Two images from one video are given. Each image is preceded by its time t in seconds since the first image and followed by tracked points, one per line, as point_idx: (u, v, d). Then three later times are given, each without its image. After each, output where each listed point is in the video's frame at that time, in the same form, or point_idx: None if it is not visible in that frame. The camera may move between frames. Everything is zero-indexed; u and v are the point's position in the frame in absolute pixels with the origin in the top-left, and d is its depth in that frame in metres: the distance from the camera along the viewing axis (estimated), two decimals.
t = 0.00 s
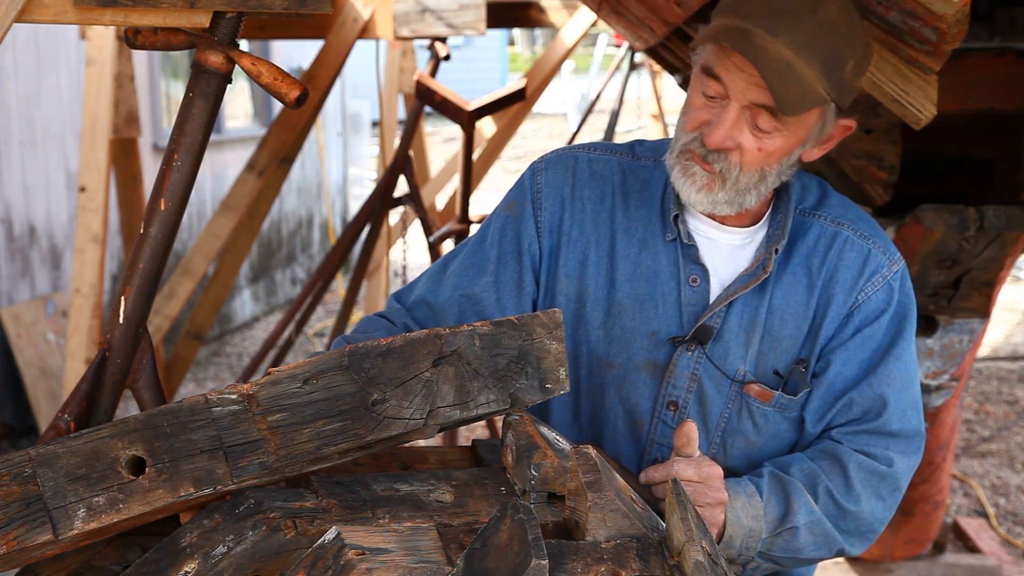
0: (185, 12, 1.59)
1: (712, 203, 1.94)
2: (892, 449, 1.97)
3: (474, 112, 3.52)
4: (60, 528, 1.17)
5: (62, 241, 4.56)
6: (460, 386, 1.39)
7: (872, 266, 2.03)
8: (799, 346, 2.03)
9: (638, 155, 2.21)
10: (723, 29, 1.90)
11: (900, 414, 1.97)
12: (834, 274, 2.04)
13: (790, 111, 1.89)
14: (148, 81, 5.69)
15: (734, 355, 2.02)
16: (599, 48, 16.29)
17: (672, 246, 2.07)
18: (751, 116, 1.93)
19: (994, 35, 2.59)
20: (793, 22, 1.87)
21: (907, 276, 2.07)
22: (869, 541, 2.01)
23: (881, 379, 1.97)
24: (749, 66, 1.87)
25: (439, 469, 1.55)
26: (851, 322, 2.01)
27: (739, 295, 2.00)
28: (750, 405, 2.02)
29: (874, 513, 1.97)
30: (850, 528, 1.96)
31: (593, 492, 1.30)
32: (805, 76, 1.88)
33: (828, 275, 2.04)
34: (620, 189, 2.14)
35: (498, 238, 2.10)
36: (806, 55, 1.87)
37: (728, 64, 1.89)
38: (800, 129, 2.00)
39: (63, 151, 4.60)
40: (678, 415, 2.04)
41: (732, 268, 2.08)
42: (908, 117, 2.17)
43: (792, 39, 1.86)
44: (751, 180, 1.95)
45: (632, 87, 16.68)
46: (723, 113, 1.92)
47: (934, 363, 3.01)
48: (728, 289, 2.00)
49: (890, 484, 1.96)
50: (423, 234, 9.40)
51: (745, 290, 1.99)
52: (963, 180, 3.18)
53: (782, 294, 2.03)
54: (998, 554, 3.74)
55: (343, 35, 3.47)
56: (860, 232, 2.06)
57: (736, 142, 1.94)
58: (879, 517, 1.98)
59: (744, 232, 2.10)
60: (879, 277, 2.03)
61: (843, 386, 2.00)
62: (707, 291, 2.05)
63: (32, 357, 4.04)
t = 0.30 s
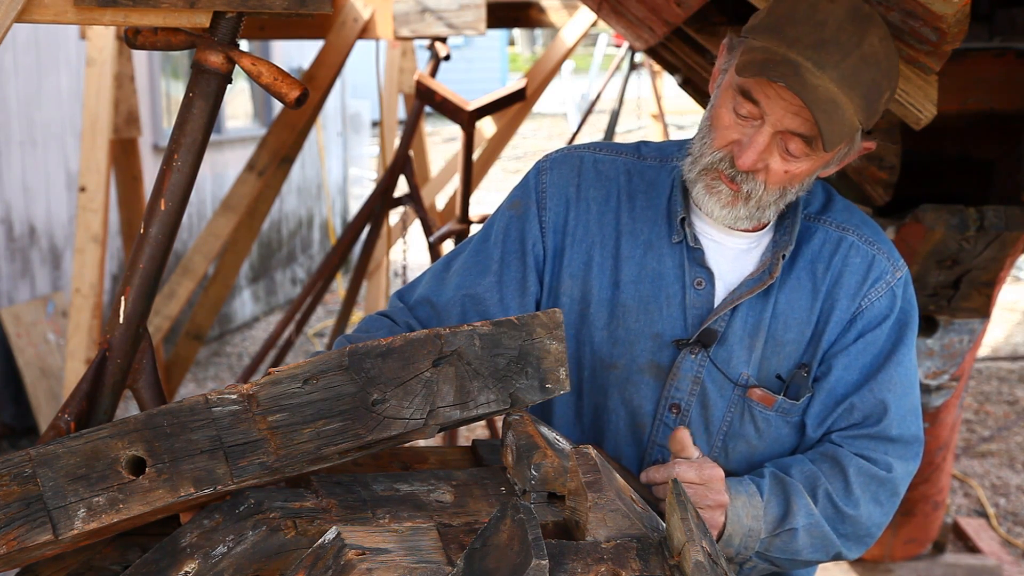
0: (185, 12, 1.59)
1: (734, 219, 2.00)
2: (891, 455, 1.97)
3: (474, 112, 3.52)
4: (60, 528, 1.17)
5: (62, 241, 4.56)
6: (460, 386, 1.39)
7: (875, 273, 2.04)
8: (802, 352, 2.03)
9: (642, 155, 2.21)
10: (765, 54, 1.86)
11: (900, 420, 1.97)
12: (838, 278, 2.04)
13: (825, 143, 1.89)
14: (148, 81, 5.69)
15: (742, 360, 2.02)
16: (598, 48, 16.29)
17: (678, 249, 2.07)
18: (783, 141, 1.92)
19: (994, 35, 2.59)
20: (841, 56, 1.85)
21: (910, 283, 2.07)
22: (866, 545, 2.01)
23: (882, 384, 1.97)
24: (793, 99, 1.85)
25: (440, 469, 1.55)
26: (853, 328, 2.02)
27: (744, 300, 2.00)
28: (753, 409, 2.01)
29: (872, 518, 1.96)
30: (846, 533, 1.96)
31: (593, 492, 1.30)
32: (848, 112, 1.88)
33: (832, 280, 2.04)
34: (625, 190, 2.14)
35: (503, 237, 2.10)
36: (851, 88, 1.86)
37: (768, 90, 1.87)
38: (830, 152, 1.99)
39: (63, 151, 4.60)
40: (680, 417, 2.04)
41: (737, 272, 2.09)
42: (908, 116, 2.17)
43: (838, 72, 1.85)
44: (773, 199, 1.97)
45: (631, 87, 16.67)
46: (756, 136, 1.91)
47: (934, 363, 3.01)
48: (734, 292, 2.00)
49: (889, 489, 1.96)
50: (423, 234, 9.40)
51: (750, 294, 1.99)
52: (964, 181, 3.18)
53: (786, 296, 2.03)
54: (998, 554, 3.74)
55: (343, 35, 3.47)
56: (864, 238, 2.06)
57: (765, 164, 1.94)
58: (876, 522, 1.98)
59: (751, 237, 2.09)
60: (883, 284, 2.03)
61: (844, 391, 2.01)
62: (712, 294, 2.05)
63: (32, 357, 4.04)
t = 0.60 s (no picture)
0: (185, 12, 1.59)
1: (728, 216, 1.97)
2: (893, 443, 1.94)
3: (474, 112, 3.52)
4: (60, 528, 1.17)
5: (62, 241, 4.56)
6: (460, 386, 1.39)
7: (872, 270, 2.03)
8: (797, 350, 2.02)
9: (642, 155, 2.21)
10: (759, 47, 1.87)
11: (898, 410, 1.94)
12: (835, 275, 2.03)
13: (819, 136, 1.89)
14: (148, 81, 5.69)
15: (736, 360, 2.03)
16: (598, 48, 16.29)
17: (674, 249, 2.07)
18: (776, 135, 1.91)
19: (994, 35, 2.59)
20: (834, 47, 1.85)
21: (907, 283, 2.06)
22: (870, 538, 1.96)
23: (878, 374, 1.94)
24: (785, 90, 1.85)
25: (439, 469, 1.55)
26: (848, 323, 2.00)
27: (739, 299, 2.01)
28: (741, 407, 2.02)
29: (876, 508, 1.91)
30: (851, 522, 1.91)
31: (593, 492, 1.30)
32: (840, 103, 1.87)
33: (829, 277, 2.03)
34: (623, 190, 2.14)
35: (502, 237, 2.10)
36: (845, 82, 1.86)
37: (762, 82, 1.87)
38: (823, 149, 2.00)
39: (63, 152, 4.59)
40: (676, 418, 2.05)
41: (733, 273, 2.08)
42: (908, 117, 2.18)
43: (832, 65, 1.85)
44: (767, 195, 1.96)
45: (631, 87, 16.68)
46: (749, 130, 1.91)
47: (934, 363, 3.01)
48: (729, 293, 2.01)
49: (891, 477, 1.92)
50: (423, 234, 9.39)
51: (745, 294, 2.00)
52: (964, 181, 3.18)
53: (782, 295, 2.03)
54: (998, 554, 3.74)
55: (343, 35, 3.47)
56: (861, 237, 2.06)
57: (759, 159, 1.94)
58: (881, 512, 1.92)
59: (749, 238, 2.08)
60: (879, 281, 2.02)
61: (840, 383, 1.98)
62: (708, 294, 2.05)
63: (33, 357, 4.04)
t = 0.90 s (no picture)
0: (185, 12, 1.59)
1: (707, 205, 1.95)
2: (889, 437, 1.93)
3: (473, 112, 3.52)
4: (60, 528, 1.17)
5: (62, 241, 4.56)
6: (461, 386, 1.39)
7: (868, 268, 2.02)
8: (792, 348, 2.02)
9: (638, 155, 2.20)
10: (732, 27, 1.89)
11: (894, 405, 1.93)
12: (830, 274, 2.03)
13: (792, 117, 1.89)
14: (148, 81, 5.69)
15: (729, 360, 2.03)
16: (599, 48, 16.29)
17: (668, 249, 2.08)
18: (750, 117, 1.92)
19: (994, 35, 2.59)
20: (803, 27, 1.84)
21: (904, 282, 2.05)
22: (869, 532, 1.94)
23: (872, 368, 1.93)
24: (754, 68, 1.86)
25: (439, 469, 1.55)
26: (843, 320, 1.99)
27: (732, 299, 2.00)
28: (734, 407, 2.01)
29: (873, 500, 1.90)
30: (848, 514, 1.89)
31: (593, 492, 1.30)
32: (810, 82, 1.86)
33: (824, 276, 2.03)
34: (618, 190, 2.15)
35: (498, 237, 2.10)
36: (814, 61, 1.85)
37: (733, 62, 1.88)
38: (800, 134, 2.00)
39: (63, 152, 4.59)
40: (671, 417, 2.05)
41: (726, 272, 2.08)
42: (908, 117, 2.18)
43: (800, 42, 1.84)
44: (745, 181, 1.95)
45: (632, 87, 16.68)
46: (724, 111, 1.92)
47: (934, 363, 3.04)
48: (722, 291, 2.01)
49: (888, 470, 1.90)
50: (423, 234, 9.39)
51: (738, 293, 1.99)
52: (964, 180, 3.18)
53: (776, 294, 2.03)
54: (998, 555, 3.74)
55: (343, 35, 3.47)
56: (857, 235, 2.05)
57: (734, 142, 1.95)
58: (878, 505, 1.91)
59: (741, 236, 2.09)
60: (875, 279, 2.01)
61: (834, 378, 1.97)
62: (702, 294, 2.05)
63: (33, 357, 4.04)
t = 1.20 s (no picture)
0: (185, 12, 1.59)
1: (714, 210, 1.95)
2: (882, 431, 1.91)
3: (473, 112, 3.52)
4: (60, 528, 1.17)
5: (62, 241, 4.56)
6: (460, 386, 1.39)
7: (866, 268, 2.01)
8: (791, 347, 2.01)
9: (636, 155, 2.21)
10: (737, 36, 1.89)
11: (888, 401, 1.92)
12: (828, 273, 2.02)
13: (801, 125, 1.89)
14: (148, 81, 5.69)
15: (728, 359, 2.03)
16: (599, 48, 16.29)
17: (667, 249, 2.08)
18: (758, 125, 1.92)
19: (995, 35, 2.59)
20: (810, 35, 1.84)
21: (903, 281, 2.04)
22: (862, 523, 1.92)
23: (866, 365, 1.93)
24: (762, 78, 1.85)
25: (439, 469, 1.55)
26: (841, 318, 1.99)
27: (731, 298, 2.00)
28: (731, 406, 2.01)
29: (865, 492, 1.89)
30: (840, 504, 1.88)
31: (593, 492, 1.30)
32: (818, 91, 1.87)
33: (822, 275, 2.03)
34: (617, 190, 2.15)
35: (497, 238, 2.10)
36: (824, 68, 1.86)
37: (740, 72, 1.88)
38: (807, 141, 2.00)
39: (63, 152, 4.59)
40: (670, 418, 2.05)
41: (725, 272, 2.08)
42: (908, 117, 2.18)
43: (808, 51, 1.84)
44: (754, 188, 1.95)
45: (632, 87, 16.68)
46: (731, 120, 1.92)
47: (934, 363, 3.04)
48: (720, 291, 2.00)
49: (881, 463, 1.89)
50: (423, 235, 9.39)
51: (737, 293, 1.99)
52: (965, 181, 3.18)
53: (775, 293, 2.02)
54: (998, 554, 3.74)
55: (343, 35, 3.47)
56: (856, 234, 2.05)
57: (743, 150, 1.94)
58: (870, 497, 1.89)
59: (740, 236, 2.09)
60: (873, 278, 2.01)
61: (829, 376, 1.97)
62: (701, 294, 2.05)
63: (33, 357, 4.04)
